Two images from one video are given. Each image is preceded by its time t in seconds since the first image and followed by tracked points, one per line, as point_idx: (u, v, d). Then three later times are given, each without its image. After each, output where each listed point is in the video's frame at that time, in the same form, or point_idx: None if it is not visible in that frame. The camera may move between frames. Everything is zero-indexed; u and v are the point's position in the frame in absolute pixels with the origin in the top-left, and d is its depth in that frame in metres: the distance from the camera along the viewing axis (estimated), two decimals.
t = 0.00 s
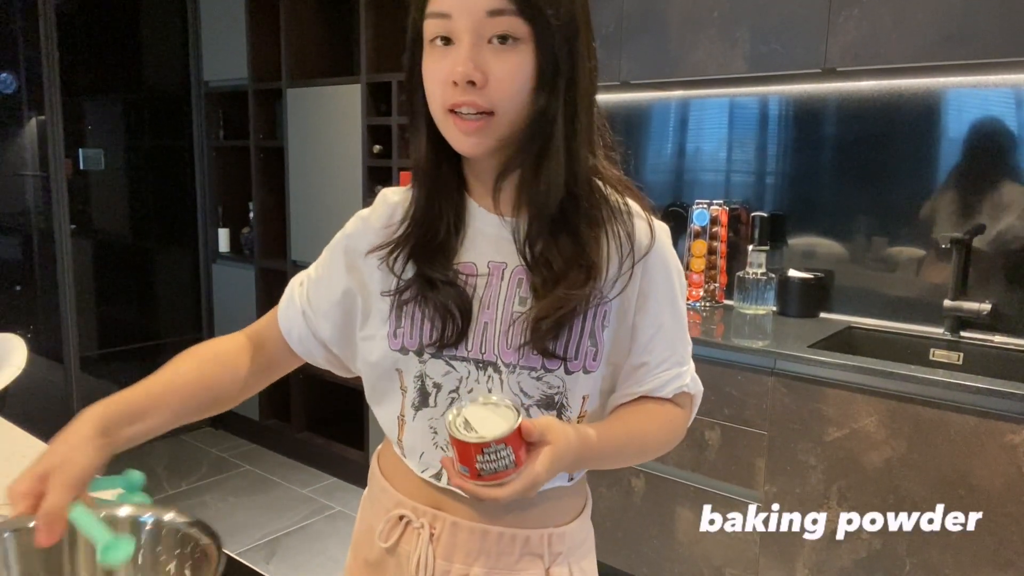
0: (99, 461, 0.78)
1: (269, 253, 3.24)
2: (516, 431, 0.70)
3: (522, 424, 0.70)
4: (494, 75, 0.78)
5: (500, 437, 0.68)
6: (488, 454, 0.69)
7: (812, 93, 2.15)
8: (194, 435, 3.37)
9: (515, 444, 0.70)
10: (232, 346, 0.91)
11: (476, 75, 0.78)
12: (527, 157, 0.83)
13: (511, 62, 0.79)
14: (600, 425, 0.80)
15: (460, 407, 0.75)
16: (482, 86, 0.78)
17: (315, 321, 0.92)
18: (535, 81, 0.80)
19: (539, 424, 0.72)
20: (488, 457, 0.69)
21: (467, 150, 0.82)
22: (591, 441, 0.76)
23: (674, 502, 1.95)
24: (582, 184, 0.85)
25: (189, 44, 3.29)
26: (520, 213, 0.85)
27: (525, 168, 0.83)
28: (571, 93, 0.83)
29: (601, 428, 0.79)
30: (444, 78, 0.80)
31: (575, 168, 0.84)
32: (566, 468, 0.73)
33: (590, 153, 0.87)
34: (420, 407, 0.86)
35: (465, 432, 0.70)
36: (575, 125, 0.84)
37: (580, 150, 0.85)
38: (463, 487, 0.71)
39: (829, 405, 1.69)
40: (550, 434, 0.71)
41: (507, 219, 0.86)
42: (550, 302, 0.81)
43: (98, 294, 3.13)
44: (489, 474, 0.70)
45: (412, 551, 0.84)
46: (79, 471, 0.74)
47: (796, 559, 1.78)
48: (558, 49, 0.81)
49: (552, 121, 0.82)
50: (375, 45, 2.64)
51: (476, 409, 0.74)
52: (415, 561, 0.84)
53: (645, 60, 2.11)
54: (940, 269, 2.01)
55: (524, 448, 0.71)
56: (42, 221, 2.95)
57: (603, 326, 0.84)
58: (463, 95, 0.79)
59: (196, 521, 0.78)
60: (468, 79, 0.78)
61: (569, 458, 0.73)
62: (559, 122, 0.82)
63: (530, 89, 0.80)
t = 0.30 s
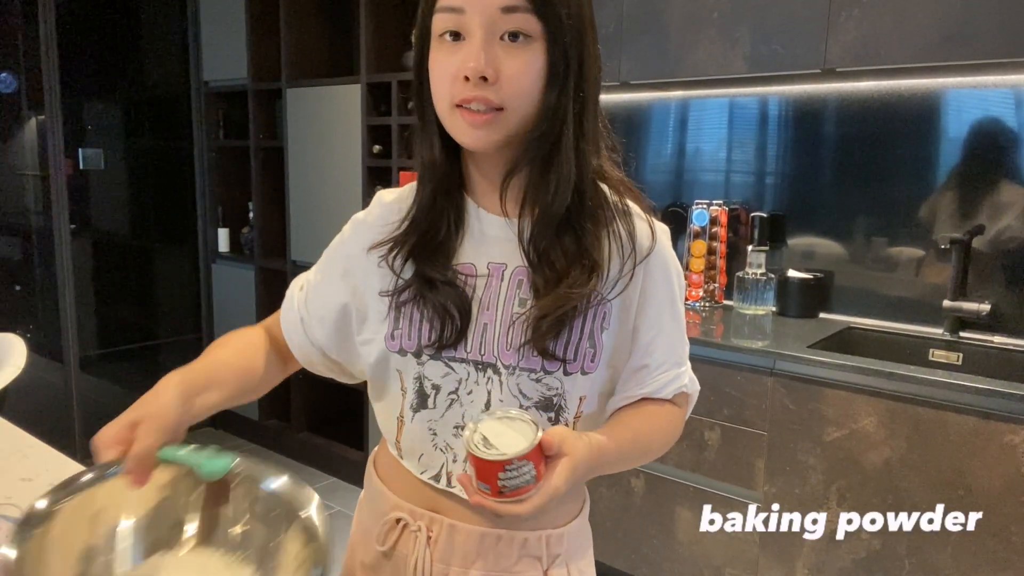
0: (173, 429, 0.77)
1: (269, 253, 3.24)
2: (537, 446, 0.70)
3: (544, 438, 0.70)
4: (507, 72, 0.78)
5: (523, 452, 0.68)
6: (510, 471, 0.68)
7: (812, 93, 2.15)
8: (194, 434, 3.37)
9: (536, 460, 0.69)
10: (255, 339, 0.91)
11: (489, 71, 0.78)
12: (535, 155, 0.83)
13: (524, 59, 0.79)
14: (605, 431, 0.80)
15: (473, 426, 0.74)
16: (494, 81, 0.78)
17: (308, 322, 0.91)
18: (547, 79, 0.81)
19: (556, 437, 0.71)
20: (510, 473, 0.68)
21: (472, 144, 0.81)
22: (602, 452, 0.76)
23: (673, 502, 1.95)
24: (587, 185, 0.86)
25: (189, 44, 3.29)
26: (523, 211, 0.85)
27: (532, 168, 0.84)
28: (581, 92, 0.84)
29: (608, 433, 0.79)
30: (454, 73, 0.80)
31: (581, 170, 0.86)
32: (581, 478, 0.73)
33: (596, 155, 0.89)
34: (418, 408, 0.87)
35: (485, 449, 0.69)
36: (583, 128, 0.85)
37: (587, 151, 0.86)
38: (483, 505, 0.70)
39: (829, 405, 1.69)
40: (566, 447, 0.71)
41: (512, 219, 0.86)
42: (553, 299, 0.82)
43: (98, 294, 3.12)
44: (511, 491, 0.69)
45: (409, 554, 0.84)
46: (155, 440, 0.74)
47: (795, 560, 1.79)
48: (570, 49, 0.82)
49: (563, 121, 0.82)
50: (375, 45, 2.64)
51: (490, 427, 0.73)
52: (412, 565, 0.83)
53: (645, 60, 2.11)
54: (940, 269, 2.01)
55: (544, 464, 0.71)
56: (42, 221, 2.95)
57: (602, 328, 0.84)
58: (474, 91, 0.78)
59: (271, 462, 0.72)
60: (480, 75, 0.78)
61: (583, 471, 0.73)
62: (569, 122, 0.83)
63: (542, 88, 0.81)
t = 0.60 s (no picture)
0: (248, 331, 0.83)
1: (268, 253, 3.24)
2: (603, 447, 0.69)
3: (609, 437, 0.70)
4: (512, 84, 0.78)
5: (594, 453, 0.67)
6: (581, 472, 0.67)
7: (811, 94, 2.15)
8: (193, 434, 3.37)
9: (600, 461, 0.69)
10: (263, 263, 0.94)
11: (495, 85, 0.77)
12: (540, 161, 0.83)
13: (528, 70, 0.79)
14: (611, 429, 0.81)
15: (529, 428, 0.71)
16: (501, 95, 0.78)
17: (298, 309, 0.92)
18: (550, 86, 0.81)
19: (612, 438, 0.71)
20: (580, 475, 0.67)
21: (481, 157, 0.81)
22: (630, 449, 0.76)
23: (673, 503, 1.95)
24: (591, 187, 0.86)
25: (189, 44, 3.29)
26: (529, 215, 0.85)
27: (537, 174, 0.84)
28: (586, 97, 0.84)
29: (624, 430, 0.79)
30: (459, 88, 0.79)
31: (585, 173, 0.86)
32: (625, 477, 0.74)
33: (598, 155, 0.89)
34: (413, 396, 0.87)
35: (553, 451, 0.67)
36: (587, 130, 0.86)
37: (590, 153, 0.86)
38: (548, 509, 0.67)
39: (828, 406, 1.69)
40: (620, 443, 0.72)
41: (517, 220, 0.87)
42: (562, 301, 0.81)
43: (97, 294, 3.12)
44: (578, 493, 0.67)
45: (413, 558, 0.83)
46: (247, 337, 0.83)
47: (794, 560, 1.78)
48: (572, 54, 0.81)
49: (567, 125, 0.83)
50: (375, 45, 2.64)
51: (549, 428, 0.71)
52: (416, 569, 0.82)
53: (645, 61, 2.12)
54: (939, 270, 2.01)
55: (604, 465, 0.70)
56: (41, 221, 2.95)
57: (605, 327, 0.85)
58: (481, 105, 0.78)
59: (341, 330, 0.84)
60: (486, 90, 0.77)
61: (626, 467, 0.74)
62: (574, 126, 0.83)
63: (546, 95, 0.81)
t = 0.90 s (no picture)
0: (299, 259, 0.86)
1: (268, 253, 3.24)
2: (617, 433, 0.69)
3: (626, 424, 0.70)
4: (508, 84, 0.77)
5: (610, 440, 0.67)
6: (596, 459, 0.66)
7: (811, 95, 2.15)
8: (193, 435, 3.36)
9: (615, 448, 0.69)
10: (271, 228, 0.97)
11: (491, 85, 0.76)
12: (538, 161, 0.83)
13: (524, 68, 0.78)
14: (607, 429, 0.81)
15: (542, 415, 0.71)
16: (497, 95, 0.77)
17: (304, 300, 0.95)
18: (547, 85, 0.80)
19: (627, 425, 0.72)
20: (595, 462, 0.67)
21: (479, 156, 0.81)
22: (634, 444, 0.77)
23: (673, 503, 1.95)
24: (593, 186, 0.86)
25: (189, 44, 3.29)
26: (528, 211, 0.86)
27: (535, 172, 0.85)
28: (582, 94, 0.83)
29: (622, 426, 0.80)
30: (456, 88, 0.78)
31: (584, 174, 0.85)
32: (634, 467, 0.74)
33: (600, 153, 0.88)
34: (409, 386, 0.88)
35: (568, 436, 0.67)
36: (586, 126, 0.85)
37: (591, 151, 0.85)
38: (562, 497, 0.67)
39: (828, 407, 1.69)
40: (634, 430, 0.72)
41: (515, 219, 0.87)
42: (561, 301, 0.81)
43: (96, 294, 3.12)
44: (593, 481, 0.67)
45: (411, 559, 0.84)
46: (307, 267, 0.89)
47: (794, 561, 1.78)
48: (569, 52, 0.80)
49: (564, 124, 0.82)
50: (375, 45, 2.64)
51: (564, 415, 0.71)
52: (413, 569, 0.84)
53: (645, 62, 2.12)
54: (939, 270, 2.00)
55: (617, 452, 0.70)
56: (41, 221, 2.95)
57: (605, 327, 0.85)
58: (477, 105, 0.78)
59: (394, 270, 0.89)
60: (483, 90, 0.76)
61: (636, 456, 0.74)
62: (571, 126, 0.82)
63: (542, 94, 0.80)
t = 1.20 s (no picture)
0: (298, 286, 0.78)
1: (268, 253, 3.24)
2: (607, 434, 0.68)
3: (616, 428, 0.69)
4: (500, 82, 0.77)
5: (600, 440, 0.66)
6: (584, 459, 0.66)
7: (810, 95, 2.15)
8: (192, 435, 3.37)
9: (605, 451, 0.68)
10: (266, 223, 0.96)
11: (483, 84, 0.76)
12: (534, 160, 0.83)
13: (515, 66, 0.78)
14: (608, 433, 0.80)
15: (533, 413, 0.71)
16: (489, 93, 0.77)
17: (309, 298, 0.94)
18: (540, 82, 0.80)
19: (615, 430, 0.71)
20: (584, 463, 0.66)
21: (476, 155, 0.82)
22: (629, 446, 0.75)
23: (672, 503, 1.96)
24: (591, 183, 0.86)
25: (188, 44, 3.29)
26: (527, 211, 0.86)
27: (529, 170, 0.84)
28: (575, 89, 0.82)
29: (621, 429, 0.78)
30: (449, 89, 0.79)
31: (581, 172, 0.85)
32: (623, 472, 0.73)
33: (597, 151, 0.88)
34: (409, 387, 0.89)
35: (557, 434, 0.66)
36: (581, 120, 0.84)
37: (588, 149, 0.85)
38: (549, 496, 0.66)
39: (826, 407, 1.69)
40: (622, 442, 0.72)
41: (513, 218, 0.87)
42: (563, 298, 0.81)
43: (96, 294, 3.12)
44: (581, 481, 0.66)
45: (404, 559, 0.83)
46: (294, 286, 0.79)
47: (793, 561, 1.78)
48: (560, 48, 0.80)
49: (557, 122, 0.82)
50: (374, 45, 2.64)
51: (554, 415, 0.71)
52: (406, 570, 0.83)
53: (644, 62, 2.12)
54: (939, 270, 2.00)
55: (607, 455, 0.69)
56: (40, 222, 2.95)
57: (607, 330, 0.85)
58: (470, 104, 0.78)
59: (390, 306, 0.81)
60: (474, 89, 0.76)
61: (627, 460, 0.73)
62: (565, 123, 0.82)
63: (535, 91, 0.80)
